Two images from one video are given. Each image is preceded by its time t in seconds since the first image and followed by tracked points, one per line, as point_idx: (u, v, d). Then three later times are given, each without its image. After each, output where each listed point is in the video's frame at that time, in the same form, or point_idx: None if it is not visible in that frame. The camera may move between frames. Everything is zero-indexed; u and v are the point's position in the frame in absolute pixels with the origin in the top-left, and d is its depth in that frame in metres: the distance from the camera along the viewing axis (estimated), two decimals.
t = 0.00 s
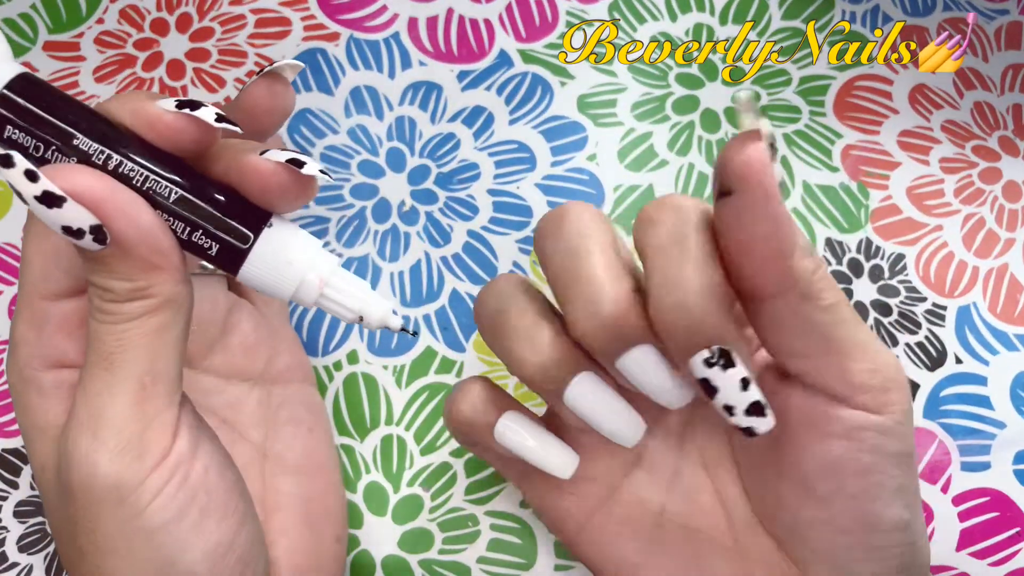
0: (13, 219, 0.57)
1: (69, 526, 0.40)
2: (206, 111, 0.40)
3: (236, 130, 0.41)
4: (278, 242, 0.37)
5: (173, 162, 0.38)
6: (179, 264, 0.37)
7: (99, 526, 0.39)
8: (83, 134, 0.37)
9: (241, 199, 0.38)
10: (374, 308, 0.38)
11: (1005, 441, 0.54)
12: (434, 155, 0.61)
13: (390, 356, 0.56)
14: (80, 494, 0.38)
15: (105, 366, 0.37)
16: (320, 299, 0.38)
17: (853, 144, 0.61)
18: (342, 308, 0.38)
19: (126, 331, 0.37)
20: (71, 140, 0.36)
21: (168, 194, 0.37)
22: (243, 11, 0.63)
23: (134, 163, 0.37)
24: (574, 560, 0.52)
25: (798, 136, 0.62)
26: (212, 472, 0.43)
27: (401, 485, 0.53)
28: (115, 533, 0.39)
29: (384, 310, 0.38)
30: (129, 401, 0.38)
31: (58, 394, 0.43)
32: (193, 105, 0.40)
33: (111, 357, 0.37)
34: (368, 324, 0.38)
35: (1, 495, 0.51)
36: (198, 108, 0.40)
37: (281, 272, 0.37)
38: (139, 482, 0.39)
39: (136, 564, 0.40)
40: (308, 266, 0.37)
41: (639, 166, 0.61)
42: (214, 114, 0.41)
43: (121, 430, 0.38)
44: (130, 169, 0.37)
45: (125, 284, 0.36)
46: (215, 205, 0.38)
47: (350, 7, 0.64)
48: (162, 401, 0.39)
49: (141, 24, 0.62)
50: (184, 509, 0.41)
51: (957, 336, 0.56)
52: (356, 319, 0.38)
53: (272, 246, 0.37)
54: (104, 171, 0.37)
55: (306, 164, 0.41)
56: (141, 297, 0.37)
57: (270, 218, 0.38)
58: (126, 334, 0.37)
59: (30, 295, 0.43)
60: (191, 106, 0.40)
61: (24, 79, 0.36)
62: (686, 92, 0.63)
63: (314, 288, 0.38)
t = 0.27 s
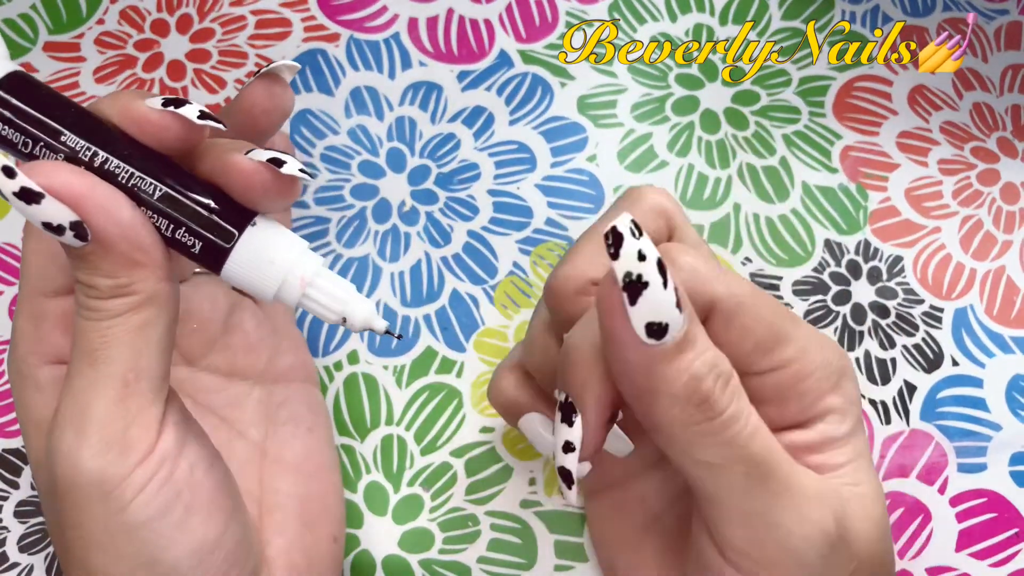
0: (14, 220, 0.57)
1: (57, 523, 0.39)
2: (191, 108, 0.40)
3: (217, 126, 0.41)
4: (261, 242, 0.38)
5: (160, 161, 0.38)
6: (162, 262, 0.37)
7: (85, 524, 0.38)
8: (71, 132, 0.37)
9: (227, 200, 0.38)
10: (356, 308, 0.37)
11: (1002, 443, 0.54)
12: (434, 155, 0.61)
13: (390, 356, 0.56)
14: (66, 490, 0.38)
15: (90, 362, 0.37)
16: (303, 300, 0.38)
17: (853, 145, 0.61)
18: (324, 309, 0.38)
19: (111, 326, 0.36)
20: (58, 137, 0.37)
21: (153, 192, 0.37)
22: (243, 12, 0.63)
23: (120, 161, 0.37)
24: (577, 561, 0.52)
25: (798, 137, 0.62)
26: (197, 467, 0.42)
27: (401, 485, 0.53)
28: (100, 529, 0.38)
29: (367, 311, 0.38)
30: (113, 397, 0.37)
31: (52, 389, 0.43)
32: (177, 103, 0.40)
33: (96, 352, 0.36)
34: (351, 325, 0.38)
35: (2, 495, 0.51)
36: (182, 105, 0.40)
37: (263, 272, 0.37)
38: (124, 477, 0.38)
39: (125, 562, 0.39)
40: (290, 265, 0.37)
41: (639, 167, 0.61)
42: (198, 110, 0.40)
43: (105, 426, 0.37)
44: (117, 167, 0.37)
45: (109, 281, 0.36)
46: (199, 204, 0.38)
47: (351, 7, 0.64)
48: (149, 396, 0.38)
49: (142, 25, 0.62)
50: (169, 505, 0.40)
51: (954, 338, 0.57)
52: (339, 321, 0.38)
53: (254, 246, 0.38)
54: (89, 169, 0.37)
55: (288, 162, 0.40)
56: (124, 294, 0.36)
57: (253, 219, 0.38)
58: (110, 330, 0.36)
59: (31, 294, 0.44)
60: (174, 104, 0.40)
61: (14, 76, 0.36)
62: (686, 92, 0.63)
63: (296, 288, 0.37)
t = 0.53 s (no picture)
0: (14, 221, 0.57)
1: (68, 524, 0.41)
2: (201, 96, 0.39)
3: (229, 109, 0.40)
4: (279, 238, 0.37)
5: (164, 152, 0.37)
6: (178, 264, 0.37)
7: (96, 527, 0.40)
8: (74, 128, 0.36)
9: (237, 190, 0.38)
10: (380, 303, 0.37)
11: (1000, 444, 0.54)
12: (434, 155, 0.61)
13: (390, 354, 0.56)
14: (81, 494, 0.39)
15: (106, 371, 0.37)
16: (324, 297, 0.37)
17: (853, 145, 0.61)
18: (347, 306, 0.37)
19: (127, 337, 0.37)
20: (61, 134, 0.36)
21: (165, 190, 0.37)
22: (243, 11, 0.63)
23: (128, 158, 0.37)
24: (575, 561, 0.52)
25: (798, 138, 0.62)
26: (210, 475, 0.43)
27: (402, 486, 0.53)
28: (115, 533, 0.40)
29: (391, 305, 0.37)
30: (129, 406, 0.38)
31: (52, 390, 0.43)
32: (185, 91, 0.39)
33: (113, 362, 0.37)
34: (376, 320, 0.38)
35: (2, 496, 0.52)
36: (190, 92, 0.39)
37: (283, 270, 0.37)
38: (139, 483, 0.39)
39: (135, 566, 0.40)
40: (311, 262, 0.37)
41: (639, 167, 0.61)
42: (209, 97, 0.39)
43: (122, 434, 0.38)
44: (124, 163, 0.36)
45: (124, 290, 0.36)
46: (210, 198, 0.37)
47: (350, 7, 0.64)
48: (162, 404, 0.39)
49: (142, 25, 0.62)
50: (183, 509, 0.41)
51: (952, 340, 0.57)
52: (363, 317, 0.38)
53: (273, 243, 0.37)
54: (95, 167, 0.36)
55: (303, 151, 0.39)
56: (140, 302, 0.37)
57: (271, 212, 0.38)
58: (125, 340, 0.37)
59: (27, 295, 0.44)
60: (182, 92, 0.39)
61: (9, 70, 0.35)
62: (686, 92, 0.63)
63: (317, 285, 0.37)
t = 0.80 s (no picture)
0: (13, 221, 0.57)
1: (57, 527, 0.41)
2: (175, 103, 0.39)
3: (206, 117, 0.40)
4: (257, 242, 0.36)
5: (142, 159, 0.37)
6: (157, 271, 0.37)
7: (83, 528, 0.39)
8: (53, 133, 0.36)
9: (218, 201, 0.37)
10: (356, 310, 0.36)
11: (998, 445, 0.54)
12: (434, 155, 0.61)
13: (389, 355, 0.56)
14: (64, 496, 0.39)
15: (85, 373, 0.37)
16: (302, 301, 0.36)
17: (852, 146, 0.62)
18: (325, 311, 0.36)
19: (106, 339, 0.37)
20: (40, 140, 0.35)
21: (140, 197, 0.36)
22: (243, 10, 0.63)
23: (106, 164, 0.36)
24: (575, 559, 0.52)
25: (797, 138, 0.62)
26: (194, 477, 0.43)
27: (402, 485, 0.53)
28: (99, 535, 0.39)
29: (368, 312, 0.36)
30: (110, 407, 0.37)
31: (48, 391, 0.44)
32: (162, 96, 0.39)
33: (93, 363, 0.37)
34: (353, 326, 0.36)
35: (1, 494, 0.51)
36: (164, 99, 0.39)
37: (259, 274, 0.36)
38: (122, 486, 0.39)
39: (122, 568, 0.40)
40: (285, 264, 0.36)
41: (639, 168, 0.61)
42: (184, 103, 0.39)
43: (100, 438, 0.38)
44: (101, 169, 0.36)
45: (101, 293, 0.36)
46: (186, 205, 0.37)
47: (351, 6, 0.64)
48: (146, 405, 0.39)
49: (141, 24, 0.62)
50: (166, 510, 0.41)
51: (950, 341, 0.57)
52: (339, 322, 0.36)
53: (248, 246, 0.36)
54: (74, 174, 0.36)
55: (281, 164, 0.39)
56: (117, 305, 0.36)
57: (247, 218, 0.37)
58: (104, 342, 0.37)
59: (21, 295, 0.44)
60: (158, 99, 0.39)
61: None
62: (686, 92, 0.63)
63: (293, 288, 0.36)
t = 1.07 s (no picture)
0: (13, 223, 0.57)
1: (61, 529, 0.40)
2: (183, 110, 0.39)
3: (213, 126, 0.40)
4: (258, 250, 0.37)
5: (150, 165, 0.37)
6: (165, 275, 0.36)
7: (86, 531, 0.39)
8: (63, 139, 0.36)
9: (224, 208, 0.37)
10: (359, 319, 0.37)
11: (1001, 444, 0.54)
12: (436, 156, 0.61)
13: (392, 356, 0.56)
14: (68, 499, 0.38)
15: (90, 378, 0.36)
16: (306, 309, 0.37)
17: (854, 146, 0.62)
18: (328, 319, 0.37)
19: (110, 342, 0.36)
20: (51, 144, 0.35)
21: (148, 202, 0.36)
22: (244, 12, 0.63)
23: (115, 169, 0.36)
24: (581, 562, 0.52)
25: (800, 138, 0.62)
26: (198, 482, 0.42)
27: (405, 487, 0.53)
28: (101, 539, 0.39)
29: (370, 321, 0.37)
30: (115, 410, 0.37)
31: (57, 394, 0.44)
32: (168, 104, 0.39)
33: (97, 365, 0.36)
34: (356, 335, 0.37)
35: (4, 498, 0.51)
36: (172, 107, 0.39)
37: (263, 282, 0.36)
38: (125, 491, 0.38)
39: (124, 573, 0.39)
40: (290, 272, 0.36)
41: (641, 168, 0.61)
42: (191, 110, 0.39)
43: (106, 442, 0.37)
44: (109, 174, 0.36)
45: (108, 298, 0.35)
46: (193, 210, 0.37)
47: (351, 7, 0.64)
48: (152, 409, 0.38)
49: (142, 25, 0.62)
50: (168, 513, 0.40)
51: (953, 341, 0.57)
52: (342, 331, 0.37)
53: (253, 254, 0.36)
54: (83, 178, 0.36)
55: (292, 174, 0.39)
56: (124, 312, 0.36)
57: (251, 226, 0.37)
58: (109, 344, 0.36)
59: (30, 300, 0.45)
60: (166, 106, 0.39)
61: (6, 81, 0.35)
62: (688, 93, 0.63)
63: (298, 296, 0.36)
